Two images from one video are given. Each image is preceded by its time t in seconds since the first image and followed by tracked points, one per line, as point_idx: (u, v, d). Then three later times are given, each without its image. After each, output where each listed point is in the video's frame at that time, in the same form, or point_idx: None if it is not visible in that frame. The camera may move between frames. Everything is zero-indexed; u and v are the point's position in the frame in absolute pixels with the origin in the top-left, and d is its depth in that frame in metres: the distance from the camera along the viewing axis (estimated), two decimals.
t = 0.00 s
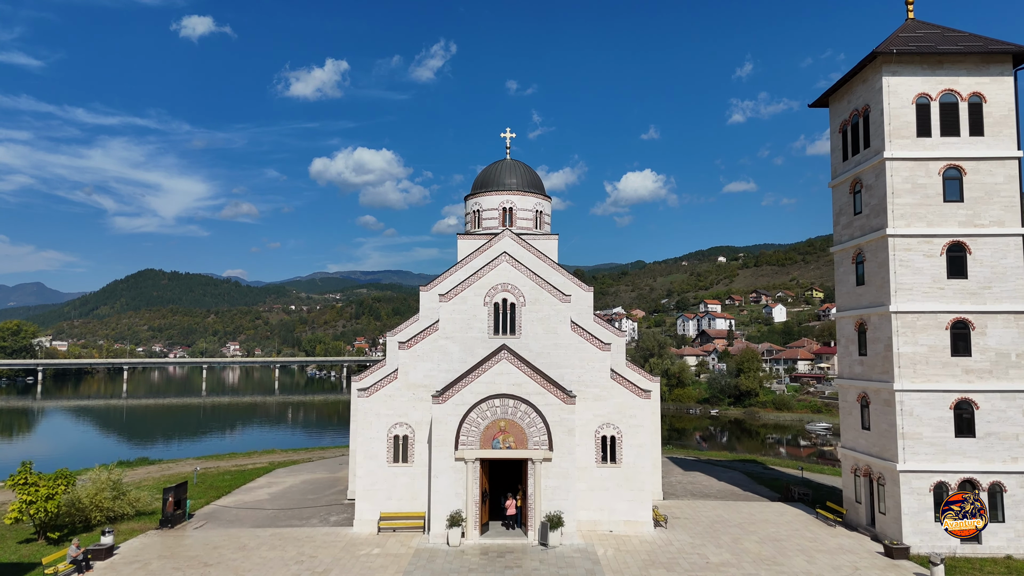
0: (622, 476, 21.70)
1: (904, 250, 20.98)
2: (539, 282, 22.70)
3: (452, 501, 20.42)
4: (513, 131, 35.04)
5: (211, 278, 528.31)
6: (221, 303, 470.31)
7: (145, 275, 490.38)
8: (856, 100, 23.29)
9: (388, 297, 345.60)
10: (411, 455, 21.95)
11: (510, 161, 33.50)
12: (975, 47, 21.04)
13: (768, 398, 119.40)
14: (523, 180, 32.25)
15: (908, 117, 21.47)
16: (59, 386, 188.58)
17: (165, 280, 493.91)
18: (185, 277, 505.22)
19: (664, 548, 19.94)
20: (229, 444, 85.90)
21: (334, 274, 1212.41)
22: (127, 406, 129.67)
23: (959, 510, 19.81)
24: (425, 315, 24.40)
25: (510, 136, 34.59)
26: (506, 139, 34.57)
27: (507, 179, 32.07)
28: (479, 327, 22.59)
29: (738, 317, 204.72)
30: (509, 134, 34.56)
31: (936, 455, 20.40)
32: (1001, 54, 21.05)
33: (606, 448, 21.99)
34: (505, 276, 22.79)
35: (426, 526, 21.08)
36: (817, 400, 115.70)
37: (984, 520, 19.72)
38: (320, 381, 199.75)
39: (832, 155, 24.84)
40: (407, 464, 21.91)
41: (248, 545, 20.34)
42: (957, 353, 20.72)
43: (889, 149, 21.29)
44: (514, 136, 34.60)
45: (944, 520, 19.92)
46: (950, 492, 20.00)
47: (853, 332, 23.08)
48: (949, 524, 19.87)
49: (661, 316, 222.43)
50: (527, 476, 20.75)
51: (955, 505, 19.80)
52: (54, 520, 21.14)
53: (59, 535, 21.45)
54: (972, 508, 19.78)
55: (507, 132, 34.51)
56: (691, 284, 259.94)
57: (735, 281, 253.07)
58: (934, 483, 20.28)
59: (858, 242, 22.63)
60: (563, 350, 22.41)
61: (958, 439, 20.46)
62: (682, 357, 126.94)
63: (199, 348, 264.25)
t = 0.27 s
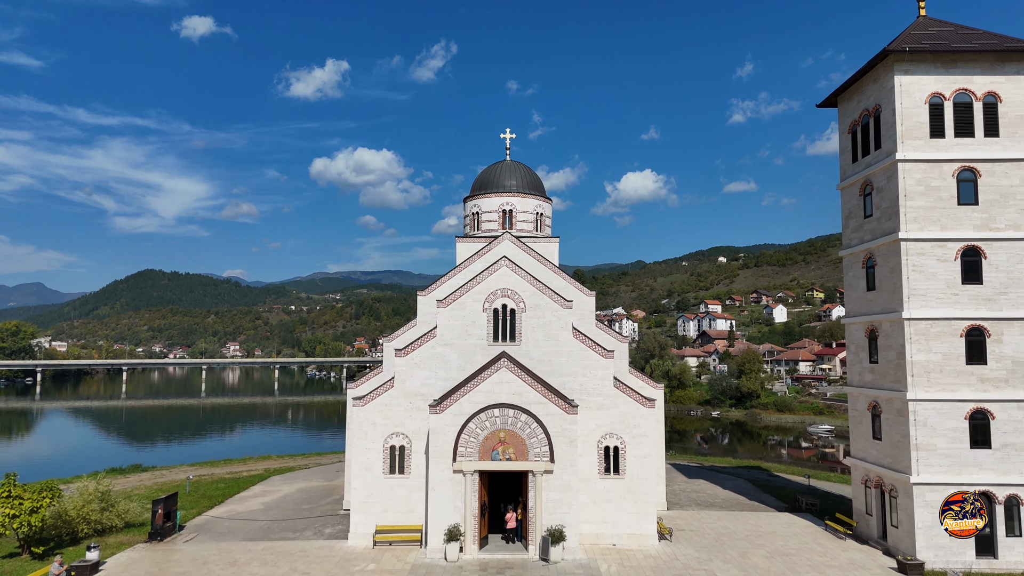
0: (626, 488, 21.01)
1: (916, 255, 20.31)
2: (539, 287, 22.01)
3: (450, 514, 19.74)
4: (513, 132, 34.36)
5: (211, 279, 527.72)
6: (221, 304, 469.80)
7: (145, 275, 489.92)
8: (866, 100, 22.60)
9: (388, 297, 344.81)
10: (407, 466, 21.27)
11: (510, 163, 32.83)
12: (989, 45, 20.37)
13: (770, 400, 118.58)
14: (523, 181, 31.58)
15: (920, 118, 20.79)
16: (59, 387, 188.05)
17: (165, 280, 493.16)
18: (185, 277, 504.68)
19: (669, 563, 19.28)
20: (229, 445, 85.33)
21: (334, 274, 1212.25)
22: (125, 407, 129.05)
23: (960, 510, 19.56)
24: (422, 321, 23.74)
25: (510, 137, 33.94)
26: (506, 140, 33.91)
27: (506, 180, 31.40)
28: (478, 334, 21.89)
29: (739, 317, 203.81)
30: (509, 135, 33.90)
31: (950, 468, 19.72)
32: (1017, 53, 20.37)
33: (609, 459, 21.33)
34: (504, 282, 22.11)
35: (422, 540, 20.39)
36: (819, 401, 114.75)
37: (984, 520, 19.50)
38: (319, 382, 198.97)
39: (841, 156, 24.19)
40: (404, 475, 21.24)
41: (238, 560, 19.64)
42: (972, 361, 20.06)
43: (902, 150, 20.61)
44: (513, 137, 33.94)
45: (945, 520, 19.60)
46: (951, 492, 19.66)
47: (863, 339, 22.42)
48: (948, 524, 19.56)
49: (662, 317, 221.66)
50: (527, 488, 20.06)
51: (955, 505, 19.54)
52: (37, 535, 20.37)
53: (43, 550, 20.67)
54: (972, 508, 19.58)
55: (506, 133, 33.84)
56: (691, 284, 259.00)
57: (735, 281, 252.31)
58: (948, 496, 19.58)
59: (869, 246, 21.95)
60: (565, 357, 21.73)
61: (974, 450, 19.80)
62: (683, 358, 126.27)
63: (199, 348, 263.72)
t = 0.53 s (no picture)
0: (630, 500, 20.33)
1: (931, 260, 19.61)
2: (540, 293, 21.32)
3: (448, 529, 19.06)
4: (513, 132, 33.71)
5: (211, 279, 527.42)
6: (221, 304, 469.18)
7: (145, 275, 489.44)
8: (878, 99, 21.91)
9: (388, 298, 344.28)
10: (404, 478, 20.59)
11: (509, 163, 32.14)
12: (1006, 42, 19.67)
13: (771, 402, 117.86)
14: (523, 183, 30.90)
15: (934, 118, 20.11)
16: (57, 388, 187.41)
17: (165, 280, 492.72)
18: (185, 277, 504.28)
19: None
20: (230, 445, 85.02)
21: (334, 274, 1212.35)
22: (124, 408, 128.30)
23: (959, 510, 18.67)
24: (420, 327, 23.13)
25: (510, 137, 33.26)
26: (505, 140, 33.25)
27: (506, 182, 30.72)
28: (477, 342, 21.20)
29: (739, 317, 203.16)
30: (508, 135, 33.23)
31: (966, 480, 19.06)
32: None
33: (612, 470, 20.64)
34: (504, 287, 21.40)
35: (419, 554, 19.70)
36: (820, 403, 113.99)
37: (984, 520, 18.52)
38: (319, 382, 198.32)
39: (851, 157, 23.52)
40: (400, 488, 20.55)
41: None
42: (989, 370, 19.38)
43: (915, 152, 19.92)
44: (513, 138, 33.27)
45: (943, 521, 18.74)
46: (950, 491, 18.85)
47: (874, 346, 21.73)
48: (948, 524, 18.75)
49: (662, 317, 221.09)
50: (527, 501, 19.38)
51: (954, 504, 18.65)
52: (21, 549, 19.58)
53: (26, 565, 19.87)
54: (972, 508, 18.60)
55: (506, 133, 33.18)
56: (691, 284, 258.29)
57: (736, 282, 251.74)
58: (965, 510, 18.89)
59: (880, 250, 21.27)
60: (567, 365, 21.04)
61: (990, 462, 19.12)
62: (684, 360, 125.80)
63: (199, 348, 263.16)
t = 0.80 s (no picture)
0: (632, 514, 19.64)
1: (946, 266, 18.91)
2: (541, 299, 20.63)
3: (444, 545, 18.36)
4: (512, 133, 33.01)
5: (211, 279, 527.24)
6: (221, 304, 468.42)
7: (145, 275, 489.17)
8: (889, 99, 21.19)
9: (388, 298, 343.97)
10: (400, 491, 19.89)
11: (509, 165, 31.44)
12: None
13: (773, 403, 117.22)
14: (523, 184, 30.21)
15: (949, 118, 19.44)
16: (56, 388, 186.54)
17: (165, 280, 492.58)
18: (186, 277, 503.91)
19: None
20: (230, 445, 84.74)
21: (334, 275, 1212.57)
22: (123, 409, 127.50)
23: (959, 509, 18.10)
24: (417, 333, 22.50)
25: (509, 138, 32.58)
26: (505, 141, 32.56)
27: (506, 183, 30.02)
28: (476, 350, 20.51)
29: (740, 318, 202.52)
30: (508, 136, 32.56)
31: (984, 494, 18.36)
32: None
33: (616, 483, 19.96)
34: (503, 293, 20.72)
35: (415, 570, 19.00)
36: (822, 405, 113.17)
37: (984, 521, 18.01)
38: (319, 383, 197.77)
39: (861, 159, 22.83)
40: (396, 501, 19.86)
41: None
42: (1005, 379, 18.72)
43: (928, 154, 19.26)
44: (513, 139, 32.58)
45: (943, 520, 18.17)
46: (949, 491, 18.32)
47: (887, 354, 21.01)
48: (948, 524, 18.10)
49: (662, 318, 220.45)
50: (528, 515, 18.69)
51: (954, 505, 18.09)
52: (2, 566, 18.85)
53: None
54: (972, 508, 18.07)
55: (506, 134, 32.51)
56: (692, 285, 257.53)
57: (736, 282, 251.11)
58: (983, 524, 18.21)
59: (892, 255, 20.59)
60: (568, 373, 20.36)
61: (1007, 476, 18.44)
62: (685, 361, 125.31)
63: (199, 348, 262.45)
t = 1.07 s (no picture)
0: (637, 529, 18.94)
1: (962, 272, 18.23)
2: (541, 307, 19.93)
3: (442, 562, 17.65)
4: (512, 134, 32.34)
5: (211, 279, 526.71)
6: (221, 304, 467.85)
7: (146, 275, 488.87)
8: (902, 100, 20.50)
9: (388, 298, 343.56)
10: (396, 506, 19.20)
11: (509, 167, 30.76)
12: None
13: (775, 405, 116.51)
14: (523, 187, 29.53)
15: (965, 119, 18.74)
16: (55, 390, 185.74)
17: (165, 280, 492.07)
18: (186, 277, 503.47)
19: None
20: (231, 445, 84.46)
21: (334, 275, 1212.33)
22: (121, 410, 126.77)
23: (959, 510, 17.53)
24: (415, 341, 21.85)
25: (509, 140, 31.93)
26: (505, 143, 31.90)
27: (506, 186, 29.32)
28: (474, 359, 19.80)
29: (741, 318, 201.89)
30: (508, 138, 31.91)
31: (1001, 510, 17.69)
32: None
33: (620, 498, 19.25)
34: (503, 300, 20.01)
35: None
36: (824, 407, 112.36)
37: (984, 521, 17.35)
38: (318, 384, 197.03)
39: (872, 161, 22.16)
40: (392, 515, 19.16)
41: None
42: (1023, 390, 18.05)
43: (944, 156, 18.55)
44: (513, 140, 31.94)
45: (943, 520, 17.68)
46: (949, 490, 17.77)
47: (900, 363, 20.32)
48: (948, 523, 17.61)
49: (663, 318, 219.83)
50: (528, 532, 17.99)
51: (954, 505, 17.57)
52: None
53: None
54: (971, 507, 17.46)
55: (506, 136, 31.86)
56: (693, 285, 256.89)
57: (737, 282, 250.41)
58: (1000, 542, 17.56)
59: (905, 261, 19.90)
60: (570, 383, 19.67)
61: None
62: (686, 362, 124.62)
63: (198, 348, 261.73)
